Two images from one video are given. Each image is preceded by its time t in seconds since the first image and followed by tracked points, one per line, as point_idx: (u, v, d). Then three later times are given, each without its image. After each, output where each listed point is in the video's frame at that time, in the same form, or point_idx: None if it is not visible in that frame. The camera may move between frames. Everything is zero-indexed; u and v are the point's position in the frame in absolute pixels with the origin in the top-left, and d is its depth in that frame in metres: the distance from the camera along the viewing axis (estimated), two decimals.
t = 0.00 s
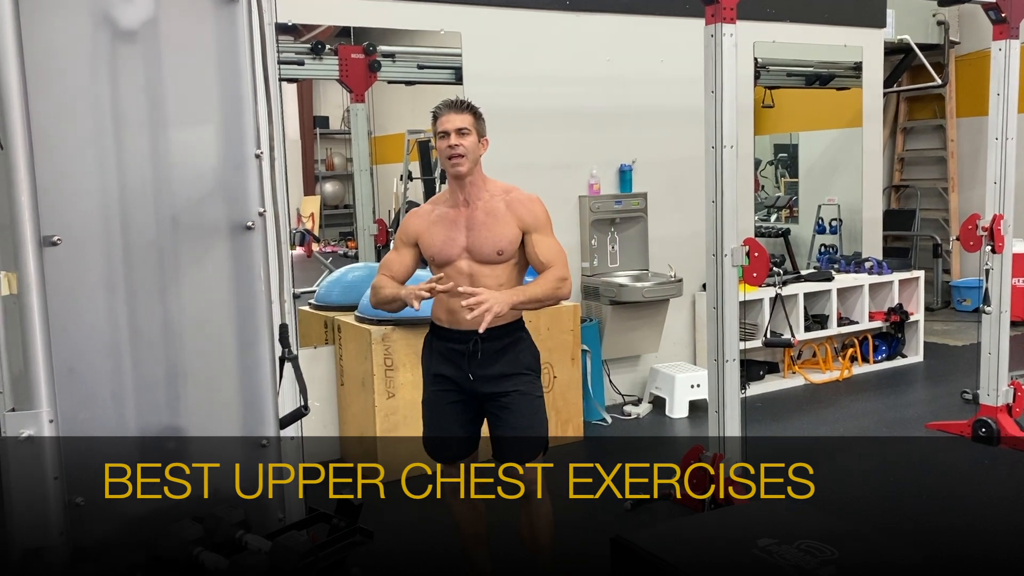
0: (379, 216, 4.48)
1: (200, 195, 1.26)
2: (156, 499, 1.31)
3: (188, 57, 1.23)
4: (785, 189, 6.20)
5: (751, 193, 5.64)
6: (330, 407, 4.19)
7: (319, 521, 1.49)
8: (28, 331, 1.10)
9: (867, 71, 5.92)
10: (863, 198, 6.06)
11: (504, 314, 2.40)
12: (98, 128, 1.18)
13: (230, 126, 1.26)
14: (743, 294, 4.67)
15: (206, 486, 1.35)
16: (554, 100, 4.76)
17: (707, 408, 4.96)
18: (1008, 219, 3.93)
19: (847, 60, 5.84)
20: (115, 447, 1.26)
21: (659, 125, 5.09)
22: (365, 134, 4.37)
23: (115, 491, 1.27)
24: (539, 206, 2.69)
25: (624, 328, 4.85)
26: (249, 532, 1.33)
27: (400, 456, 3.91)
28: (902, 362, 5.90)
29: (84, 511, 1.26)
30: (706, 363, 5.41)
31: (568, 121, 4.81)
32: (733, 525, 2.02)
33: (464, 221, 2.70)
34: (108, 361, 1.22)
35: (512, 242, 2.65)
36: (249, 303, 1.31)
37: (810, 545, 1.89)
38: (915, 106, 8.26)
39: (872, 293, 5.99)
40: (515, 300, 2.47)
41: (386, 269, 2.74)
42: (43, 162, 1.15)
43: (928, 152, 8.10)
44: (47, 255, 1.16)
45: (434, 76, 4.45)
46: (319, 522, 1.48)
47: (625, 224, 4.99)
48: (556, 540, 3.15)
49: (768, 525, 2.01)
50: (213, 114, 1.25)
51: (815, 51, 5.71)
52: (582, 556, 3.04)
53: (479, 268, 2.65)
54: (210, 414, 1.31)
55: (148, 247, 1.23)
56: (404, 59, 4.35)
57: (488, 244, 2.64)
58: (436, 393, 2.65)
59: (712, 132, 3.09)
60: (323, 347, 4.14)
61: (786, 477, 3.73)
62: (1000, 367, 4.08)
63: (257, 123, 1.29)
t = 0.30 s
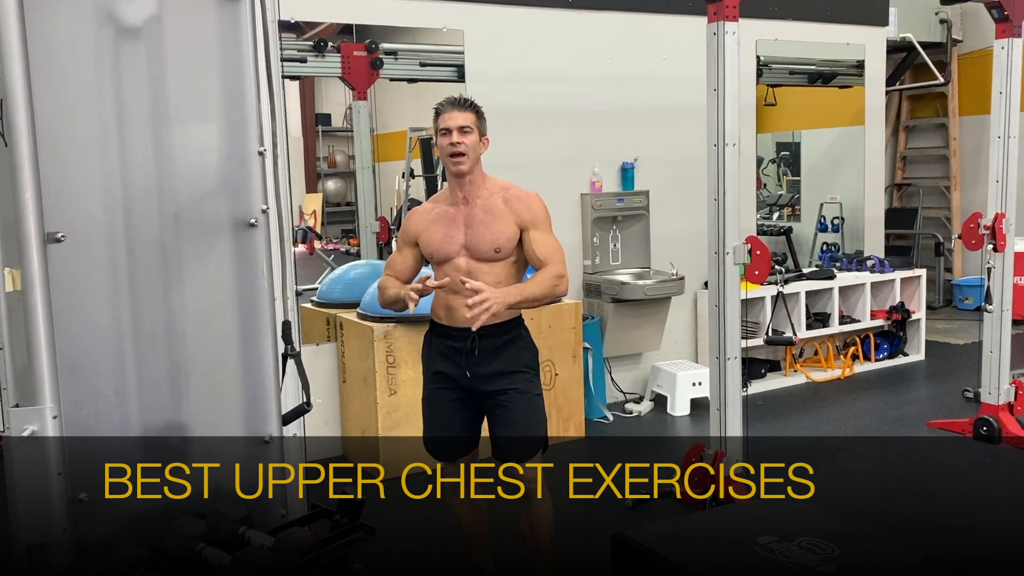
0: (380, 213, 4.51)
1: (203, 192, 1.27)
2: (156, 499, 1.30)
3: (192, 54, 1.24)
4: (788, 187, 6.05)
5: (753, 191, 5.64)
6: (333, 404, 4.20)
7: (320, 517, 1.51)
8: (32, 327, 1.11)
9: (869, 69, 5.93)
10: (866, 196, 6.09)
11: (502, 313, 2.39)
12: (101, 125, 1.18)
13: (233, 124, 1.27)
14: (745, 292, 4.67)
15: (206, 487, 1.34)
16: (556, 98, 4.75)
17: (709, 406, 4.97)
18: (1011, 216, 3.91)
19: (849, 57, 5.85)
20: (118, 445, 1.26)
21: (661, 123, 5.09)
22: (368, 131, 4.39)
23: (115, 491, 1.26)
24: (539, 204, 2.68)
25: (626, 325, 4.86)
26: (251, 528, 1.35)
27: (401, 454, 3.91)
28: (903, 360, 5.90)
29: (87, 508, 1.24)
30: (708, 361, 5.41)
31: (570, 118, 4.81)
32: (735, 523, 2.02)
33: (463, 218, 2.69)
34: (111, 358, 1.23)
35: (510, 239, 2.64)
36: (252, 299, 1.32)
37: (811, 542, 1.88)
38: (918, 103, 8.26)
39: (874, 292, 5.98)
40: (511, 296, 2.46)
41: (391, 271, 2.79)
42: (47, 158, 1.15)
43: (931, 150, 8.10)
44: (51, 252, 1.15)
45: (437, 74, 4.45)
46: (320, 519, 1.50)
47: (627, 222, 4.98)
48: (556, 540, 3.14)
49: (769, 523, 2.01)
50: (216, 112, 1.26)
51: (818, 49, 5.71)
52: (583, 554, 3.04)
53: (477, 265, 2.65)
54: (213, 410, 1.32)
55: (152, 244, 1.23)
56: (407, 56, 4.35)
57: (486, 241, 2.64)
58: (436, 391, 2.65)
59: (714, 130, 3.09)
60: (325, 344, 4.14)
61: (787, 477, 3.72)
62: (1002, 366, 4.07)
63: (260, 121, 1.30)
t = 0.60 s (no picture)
0: (381, 211, 4.51)
1: (205, 188, 1.27)
2: (157, 499, 1.31)
3: (194, 49, 1.24)
4: (788, 185, 6.05)
5: (754, 189, 5.64)
6: (333, 400, 4.20)
7: (321, 513, 1.50)
8: (34, 321, 1.11)
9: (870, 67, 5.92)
10: (867, 194, 6.08)
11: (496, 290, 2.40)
12: (103, 120, 1.18)
13: (234, 120, 1.28)
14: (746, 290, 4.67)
15: (206, 487, 1.35)
16: (557, 95, 4.75)
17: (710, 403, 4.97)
18: (1012, 214, 3.94)
19: (851, 56, 5.84)
20: (119, 441, 1.26)
21: (663, 121, 5.09)
22: (369, 129, 4.42)
23: (115, 491, 1.27)
24: (540, 201, 2.68)
25: (627, 323, 4.87)
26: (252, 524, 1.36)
27: (401, 452, 3.91)
28: (903, 359, 5.90)
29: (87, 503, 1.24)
30: (708, 359, 5.41)
31: (571, 116, 4.80)
32: (735, 520, 2.02)
33: (464, 216, 2.70)
34: (113, 354, 1.23)
35: (512, 237, 2.65)
36: (253, 295, 1.32)
37: (811, 539, 1.88)
38: (919, 102, 8.26)
39: (875, 290, 5.98)
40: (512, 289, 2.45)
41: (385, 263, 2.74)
42: (48, 153, 1.15)
43: (932, 148, 8.10)
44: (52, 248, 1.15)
45: (438, 71, 4.43)
46: (320, 515, 1.49)
47: (627, 219, 4.99)
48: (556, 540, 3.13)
49: (769, 521, 2.01)
50: (218, 107, 1.26)
51: (820, 47, 5.70)
52: (583, 551, 3.04)
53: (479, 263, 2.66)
54: (214, 407, 1.32)
55: (153, 240, 1.23)
56: (408, 53, 4.35)
57: (487, 239, 2.64)
58: (436, 389, 2.65)
59: (715, 127, 3.08)
60: (326, 341, 4.15)
61: (787, 477, 3.72)
62: (1003, 365, 4.07)
63: (260, 117, 1.31)
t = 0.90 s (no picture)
0: (382, 209, 4.51)
1: (205, 185, 1.25)
2: (157, 499, 1.31)
3: (195, 45, 1.23)
4: (788, 184, 6.12)
5: (755, 188, 5.64)
6: (333, 398, 4.20)
7: (322, 510, 1.49)
8: (34, 318, 1.11)
9: (871, 66, 5.92)
10: (867, 193, 6.06)
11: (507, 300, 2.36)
12: (104, 118, 1.18)
13: (235, 117, 1.26)
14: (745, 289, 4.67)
15: (206, 487, 1.34)
16: (558, 93, 4.74)
17: (710, 402, 4.97)
18: (1012, 214, 3.94)
19: (852, 54, 5.83)
20: (120, 437, 1.27)
21: (663, 119, 5.09)
22: (370, 126, 4.44)
23: (115, 491, 1.27)
24: (558, 206, 2.63)
25: (627, 321, 4.87)
26: (253, 521, 1.34)
27: (401, 451, 3.92)
28: (903, 358, 5.91)
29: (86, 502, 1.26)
30: (708, 358, 5.41)
31: (572, 114, 4.80)
32: (735, 519, 2.02)
33: (479, 218, 2.64)
34: (113, 350, 1.23)
35: (527, 242, 2.60)
36: (254, 293, 1.30)
37: (811, 537, 1.88)
38: (920, 101, 8.27)
39: (875, 289, 5.97)
40: (524, 295, 2.41)
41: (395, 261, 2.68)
42: (51, 151, 1.16)
43: (933, 148, 8.10)
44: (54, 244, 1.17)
45: (438, 69, 4.45)
46: (321, 512, 1.48)
47: (628, 218, 4.99)
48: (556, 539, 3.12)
49: (769, 520, 2.01)
50: (219, 103, 1.25)
51: (821, 46, 5.69)
52: (584, 550, 3.04)
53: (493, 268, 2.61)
54: (214, 406, 1.31)
55: (154, 238, 1.23)
56: (409, 51, 4.35)
57: (502, 243, 2.59)
58: (445, 394, 2.62)
59: (716, 126, 3.08)
60: (327, 339, 4.15)
61: (787, 477, 3.72)
62: (1003, 364, 4.07)
63: (262, 113, 1.28)
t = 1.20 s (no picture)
0: (381, 207, 4.62)
1: (203, 182, 1.25)
2: (157, 499, 1.30)
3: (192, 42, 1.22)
4: (788, 183, 6.21)
5: (754, 187, 5.64)
6: (332, 396, 4.20)
7: (318, 508, 1.49)
8: (30, 316, 1.11)
9: (871, 65, 5.91)
10: (865, 193, 6.06)
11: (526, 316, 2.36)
12: (102, 115, 1.18)
13: (233, 115, 1.26)
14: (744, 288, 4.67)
15: (206, 486, 1.34)
16: (557, 92, 4.74)
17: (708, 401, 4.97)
18: (1011, 213, 3.93)
19: (851, 53, 5.82)
20: (118, 435, 1.26)
21: (662, 118, 5.08)
22: (369, 125, 4.60)
23: (115, 490, 1.27)
24: (586, 215, 2.65)
25: (625, 320, 4.87)
26: (251, 518, 1.34)
27: (400, 450, 3.92)
28: (902, 357, 5.91)
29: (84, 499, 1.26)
30: (706, 357, 5.41)
31: (572, 112, 4.79)
32: (735, 518, 2.02)
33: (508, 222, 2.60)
34: (110, 348, 1.23)
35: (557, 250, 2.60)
36: (252, 291, 1.30)
37: (808, 536, 1.88)
38: (919, 100, 8.27)
39: (874, 288, 5.97)
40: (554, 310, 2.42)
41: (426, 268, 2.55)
42: (48, 149, 1.16)
43: (932, 147, 8.10)
44: (51, 242, 1.17)
45: (437, 67, 4.43)
46: (319, 510, 1.48)
47: (626, 217, 5.03)
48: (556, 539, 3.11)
49: (768, 518, 2.01)
50: (217, 100, 1.24)
51: (820, 45, 5.69)
52: (585, 549, 3.03)
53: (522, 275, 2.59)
54: (212, 404, 1.31)
55: (152, 235, 1.23)
56: (408, 49, 4.36)
57: (534, 251, 2.58)
58: (464, 402, 2.57)
59: (715, 125, 3.08)
60: (325, 337, 4.14)
61: (787, 477, 3.71)
62: (1001, 363, 4.08)
63: (260, 111, 1.28)
